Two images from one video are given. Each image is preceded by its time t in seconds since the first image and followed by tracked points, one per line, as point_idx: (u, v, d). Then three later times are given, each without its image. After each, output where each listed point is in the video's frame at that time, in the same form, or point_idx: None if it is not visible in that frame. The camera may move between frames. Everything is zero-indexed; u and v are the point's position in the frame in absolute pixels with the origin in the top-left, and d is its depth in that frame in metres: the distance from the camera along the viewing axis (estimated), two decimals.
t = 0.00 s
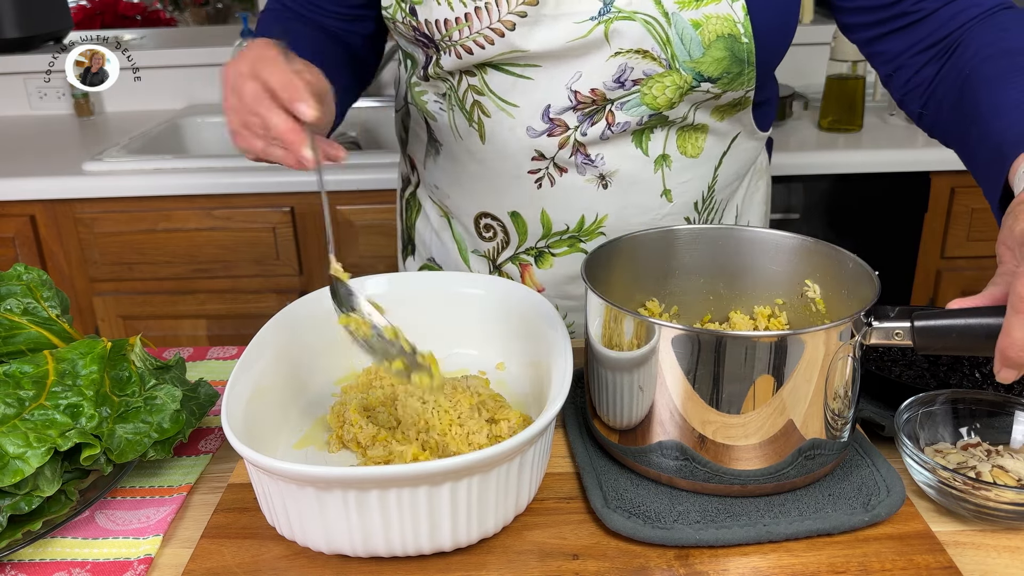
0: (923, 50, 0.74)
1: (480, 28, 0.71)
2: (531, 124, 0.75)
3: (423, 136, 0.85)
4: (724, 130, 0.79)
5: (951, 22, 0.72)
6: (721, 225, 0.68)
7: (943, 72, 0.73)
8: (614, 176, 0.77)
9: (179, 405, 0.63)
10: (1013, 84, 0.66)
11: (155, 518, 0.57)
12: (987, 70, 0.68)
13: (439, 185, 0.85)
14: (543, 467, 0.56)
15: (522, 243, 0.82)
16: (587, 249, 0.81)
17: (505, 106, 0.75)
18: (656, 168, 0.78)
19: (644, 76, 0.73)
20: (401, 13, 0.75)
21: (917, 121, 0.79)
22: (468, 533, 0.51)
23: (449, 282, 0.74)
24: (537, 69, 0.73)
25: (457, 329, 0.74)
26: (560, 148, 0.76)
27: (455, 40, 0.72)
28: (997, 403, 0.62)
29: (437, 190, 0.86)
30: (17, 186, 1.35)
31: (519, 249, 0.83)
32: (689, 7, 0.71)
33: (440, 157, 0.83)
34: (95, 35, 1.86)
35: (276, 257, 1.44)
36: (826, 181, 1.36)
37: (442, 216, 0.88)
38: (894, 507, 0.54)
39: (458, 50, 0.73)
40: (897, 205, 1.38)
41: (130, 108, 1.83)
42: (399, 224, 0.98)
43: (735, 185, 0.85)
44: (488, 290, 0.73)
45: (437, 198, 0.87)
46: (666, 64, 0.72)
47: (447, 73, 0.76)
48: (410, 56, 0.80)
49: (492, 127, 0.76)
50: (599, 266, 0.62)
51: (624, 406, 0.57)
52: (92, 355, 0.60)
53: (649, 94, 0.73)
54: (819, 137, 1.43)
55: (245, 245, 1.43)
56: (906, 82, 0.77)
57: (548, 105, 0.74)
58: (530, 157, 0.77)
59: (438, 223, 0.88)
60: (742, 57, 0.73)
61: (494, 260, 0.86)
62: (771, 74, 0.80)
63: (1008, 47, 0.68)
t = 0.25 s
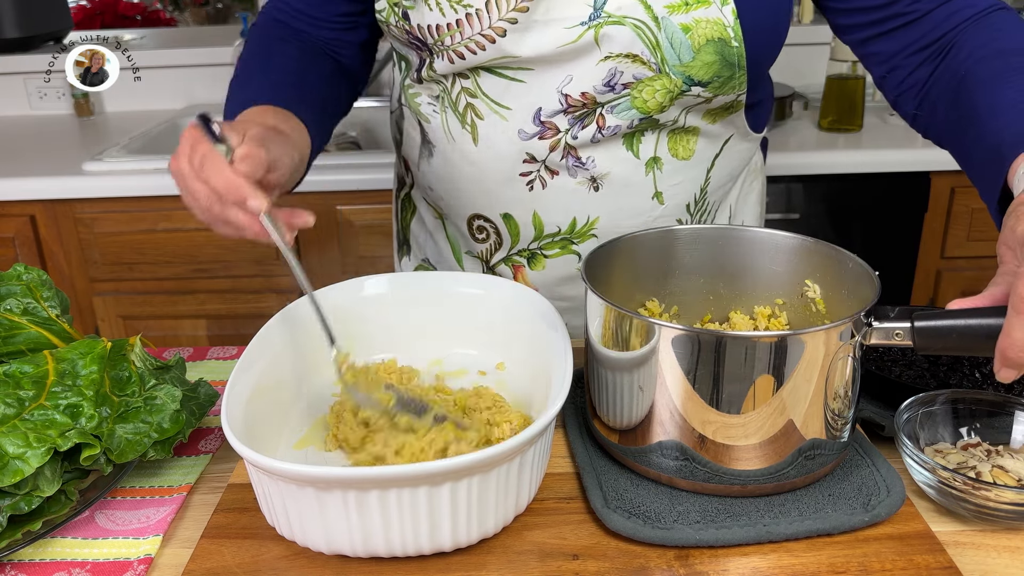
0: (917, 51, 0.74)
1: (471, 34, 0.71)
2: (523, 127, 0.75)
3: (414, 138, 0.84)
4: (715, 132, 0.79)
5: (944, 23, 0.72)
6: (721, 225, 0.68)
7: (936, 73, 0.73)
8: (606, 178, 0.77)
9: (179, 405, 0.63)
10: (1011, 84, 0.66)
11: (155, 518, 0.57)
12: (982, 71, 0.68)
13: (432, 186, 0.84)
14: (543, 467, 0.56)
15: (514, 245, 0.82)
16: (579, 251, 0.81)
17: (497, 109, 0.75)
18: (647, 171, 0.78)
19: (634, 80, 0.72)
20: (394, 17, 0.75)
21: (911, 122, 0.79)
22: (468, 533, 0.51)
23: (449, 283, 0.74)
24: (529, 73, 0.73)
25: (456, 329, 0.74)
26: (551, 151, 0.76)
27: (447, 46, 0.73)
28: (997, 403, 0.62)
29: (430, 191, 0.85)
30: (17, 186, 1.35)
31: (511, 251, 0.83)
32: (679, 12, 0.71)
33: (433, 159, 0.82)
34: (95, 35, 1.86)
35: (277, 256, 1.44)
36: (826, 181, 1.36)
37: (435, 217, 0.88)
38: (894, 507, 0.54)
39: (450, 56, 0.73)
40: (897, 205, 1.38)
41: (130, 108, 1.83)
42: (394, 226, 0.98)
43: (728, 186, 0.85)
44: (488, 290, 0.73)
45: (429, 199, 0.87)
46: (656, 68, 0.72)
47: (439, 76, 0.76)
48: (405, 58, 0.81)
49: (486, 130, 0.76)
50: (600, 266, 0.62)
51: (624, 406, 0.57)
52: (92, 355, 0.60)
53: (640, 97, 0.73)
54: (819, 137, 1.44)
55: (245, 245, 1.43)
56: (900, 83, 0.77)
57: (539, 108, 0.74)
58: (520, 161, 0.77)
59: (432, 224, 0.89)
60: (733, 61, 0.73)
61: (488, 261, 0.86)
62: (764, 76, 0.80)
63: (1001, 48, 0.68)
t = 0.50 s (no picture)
0: (917, 53, 0.74)
1: (472, 36, 0.71)
2: (524, 129, 0.75)
3: (416, 139, 0.85)
4: (716, 134, 0.79)
5: (945, 25, 0.72)
6: (721, 225, 0.68)
7: (938, 75, 0.73)
8: (606, 180, 0.77)
9: (179, 405, 0.63)
10: (1010, 85, 0.66)
11: (155, 518, 0.57)
12: (982, 73, 0.68)
13: (433, 187, 0.85)
14: (543, 467, 0.56)
15: (514, 247, 0.83)
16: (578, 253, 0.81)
17: (498, 110, 0.75)
18: (648, 172, 0.78)
19: (634, 82, 0.72)
20: (396, 17, 0.74)
21: (912, 123, 0.79)
22: (468, 533, 0.51)
23: (449, 283, 0.74)
24: (529, 74, 0.72)
25: (456, 328, 0.74)
26: (552, 152, 0.76)
27: (448, 47, 0.72)
28: (997, 403, 0.62)
29: (431, 192, 0.86)
30: (17, 186, 1.35)
31: (511, 252, 0.84)
32: (680, 13, 0.70)
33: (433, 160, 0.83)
34: (95, 35, 1.86)
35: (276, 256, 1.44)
36: (826, 181, 1.36)
37: (436, 217, 0.89)
38: (894, 507, 0.54)
39: (451, 56, 0.73)
40: (897, 206, 1.38)
41: (130, 108, 1.83)
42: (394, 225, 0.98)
43: (728, 188, 0.85)
44: (489, 290, 0.73)
45: (431, 200, 0.88)
46: (656, 70, 0.72)
47: (440, 77, 0.76)
48: (405, 59, 0.80)
49: (487, 131, 0.76)
50: (600, 266, 0.62)
51: (624, 406, 0.57)
52: (92, 355, 0.60)
53: (640, 99, 0.73)
54: (819, 137, 1.43)
55: (245, 245, 1.43)
56: (901, 84, 0.77)
57: (540, 109, 0.74)
58: (519, 163, 0.77)
59: (432, 224, 0.90)
60: (734, 62, 0.73)
61: (487, 262, 0.86)
62: (766, 76, 0.79)
63: (1003, 49, 0.68)
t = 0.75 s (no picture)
0: (924, 56, 0.74)
1: (479, 34, 0.71)
2: (530, 129, 0.75)
3: (422, 139, 0.85)
4: (724, 135, 0.79)
5: (952, 28, 0.72)
6: (721, 226, 0.68)
7: (943, 78, 0.73)
8: (613, 181, 0.77)
9: (179, 405, 0.63)
10: (1013, 88, 0.66)
11: (155, 518, 0.57)
12: (987, 75, 0.68)
13: (438, 187, 0.86)
14: (543, 467, 0.56)
15: (519, 247, 0.83)
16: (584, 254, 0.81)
17: (505, 110, 0.75)
18: (655, 173, 0.78)
19: (642, 82, 0.72)
20: (404, 14, 0.75)
21: (917, 126, 0.79)
22: (468, 534, 0.51)
23: (448, 282, 0.74)
24: (537, 74, 0.73)
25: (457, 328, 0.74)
26: (558, 153, 0.76)
27: (455, 45, 0.72)
28: (997, 403, 0.62)
29: (436, 192, 0.86)
30: (17, 186, 1.35)
31: (517, 253, 0.83)
32: (689, 13, 0.70)
33: (439, 160, 0.83)
34: (95, 35, 1.86)
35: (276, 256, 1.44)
36: (826, 181, 1.36)
37: (440, 218, 0.90)
38: (894, 507, 0.54)
39: (458, 55, 0.73)
40: (897, 206, 1.38)
41: (130, 108, 1.83)
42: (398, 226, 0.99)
43: (734, 189, 0.86)
44: (490, 290, 0.73)
45: (435, 200, 0.88)
46: (665, 70, 0.72)
47: (446, 77, 0.76)
48: (412, 58, 0.80)
49: (492, 132, 0.76)
50: (600, 266, 0.62)
51: (624, 406, 0.57)
52: (92, 355, 0.60)
53: (648, 99, 0.73)
54: (819, 137, 1.43)
55: (245, 245, 1.43)
56: (907, 87, 0.77)
57: (547, 109, 0.74)
58: (526, 163, 0.77)
59: (436, 225, 0.90)
60: (743, 63, 0.73)
61: (492, 263, 0.86)
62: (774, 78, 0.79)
63: (1009, 52, 0.68)
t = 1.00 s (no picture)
0: (930, 60, 0.74)
1: (482, 34, 0.71)
2: (534, 130, 0.75)
3: (428, 137, 0.85)
4: (729, 136, 0.79)
5: (960, 31, 0.72)
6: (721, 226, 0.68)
7: (949, 81, 0.73)
8: (617, 182, 0.77)
9: (179, 405, 0.63)
10: (1015, 91, 0.66)
11: (155, 518, 0.57)
12: (991, 77, 0.68)
13: (443, 186, 0.85)
14: (543, 466, 0.56)
15: (523, 248, 0.83)
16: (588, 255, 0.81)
17: (508, 110, 0.75)
18: (659, 175, 0.78)
19: (647, 83, 0.72)
20: (410, 14, 0.75)
21: (923, 128, 0.79)
22: (468, 534, 0.51)
23: (450, 282, 0.74)
24: (540, 74, 0.73)
25: (457, 328, 0.74)
26: (562, 154, 0.76)
27: (459, 45, 0.73)
28: (997, 403, 0.62)
29: (441, 192, 0.86)
30: (17, 186, 1.35)
31: (520, 253, 0.83)
32: (693, 15, 0.70)
33: (444, 159, 0.83)
34: (95, 35, 1.86)
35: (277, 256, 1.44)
36: (826, 181, 1.36)
37: (445, 218, 0.90)
38: (894, 507, 0.54)
39: (462, 55, 0.73)
40: (897, 206, 1.38)
41: (130, 108, 1.83)
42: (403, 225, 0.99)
43: (740, 191, 0.86)
44: (489, 290, 0.73)
45: (440, 200, 0.88)
46: (668, 72, 0.72)
47: (452, 76, 0.76)
48: (420, 57, 0.81)
49: (496, 131, 0.76)
50: (600, 266, 0.62)
51: (624, 406, 0.57)
52: (92, 355, 0.60)
53: (652, 101, 0.73)
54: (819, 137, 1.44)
55: (245, 245, 1.43)
56: (913, 90, 0.77)
57: (550, 110, 0.74)
58: (530, 163, 0.77)
59: (441, 225, 0.90)
60: (746, 65, 0.73)
61: (496, 263, 0.86)
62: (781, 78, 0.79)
63: (1014, 55, 0.68)
